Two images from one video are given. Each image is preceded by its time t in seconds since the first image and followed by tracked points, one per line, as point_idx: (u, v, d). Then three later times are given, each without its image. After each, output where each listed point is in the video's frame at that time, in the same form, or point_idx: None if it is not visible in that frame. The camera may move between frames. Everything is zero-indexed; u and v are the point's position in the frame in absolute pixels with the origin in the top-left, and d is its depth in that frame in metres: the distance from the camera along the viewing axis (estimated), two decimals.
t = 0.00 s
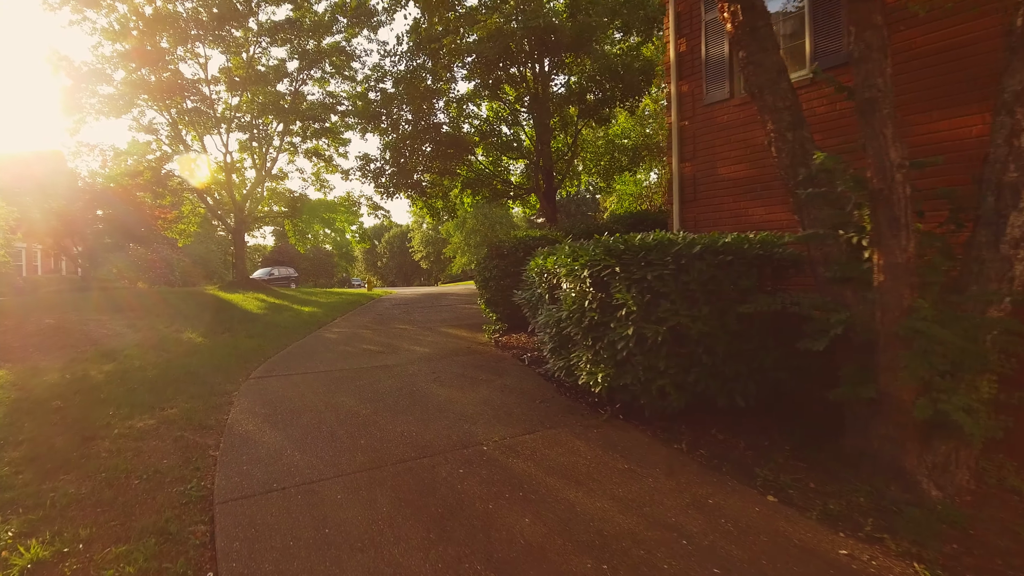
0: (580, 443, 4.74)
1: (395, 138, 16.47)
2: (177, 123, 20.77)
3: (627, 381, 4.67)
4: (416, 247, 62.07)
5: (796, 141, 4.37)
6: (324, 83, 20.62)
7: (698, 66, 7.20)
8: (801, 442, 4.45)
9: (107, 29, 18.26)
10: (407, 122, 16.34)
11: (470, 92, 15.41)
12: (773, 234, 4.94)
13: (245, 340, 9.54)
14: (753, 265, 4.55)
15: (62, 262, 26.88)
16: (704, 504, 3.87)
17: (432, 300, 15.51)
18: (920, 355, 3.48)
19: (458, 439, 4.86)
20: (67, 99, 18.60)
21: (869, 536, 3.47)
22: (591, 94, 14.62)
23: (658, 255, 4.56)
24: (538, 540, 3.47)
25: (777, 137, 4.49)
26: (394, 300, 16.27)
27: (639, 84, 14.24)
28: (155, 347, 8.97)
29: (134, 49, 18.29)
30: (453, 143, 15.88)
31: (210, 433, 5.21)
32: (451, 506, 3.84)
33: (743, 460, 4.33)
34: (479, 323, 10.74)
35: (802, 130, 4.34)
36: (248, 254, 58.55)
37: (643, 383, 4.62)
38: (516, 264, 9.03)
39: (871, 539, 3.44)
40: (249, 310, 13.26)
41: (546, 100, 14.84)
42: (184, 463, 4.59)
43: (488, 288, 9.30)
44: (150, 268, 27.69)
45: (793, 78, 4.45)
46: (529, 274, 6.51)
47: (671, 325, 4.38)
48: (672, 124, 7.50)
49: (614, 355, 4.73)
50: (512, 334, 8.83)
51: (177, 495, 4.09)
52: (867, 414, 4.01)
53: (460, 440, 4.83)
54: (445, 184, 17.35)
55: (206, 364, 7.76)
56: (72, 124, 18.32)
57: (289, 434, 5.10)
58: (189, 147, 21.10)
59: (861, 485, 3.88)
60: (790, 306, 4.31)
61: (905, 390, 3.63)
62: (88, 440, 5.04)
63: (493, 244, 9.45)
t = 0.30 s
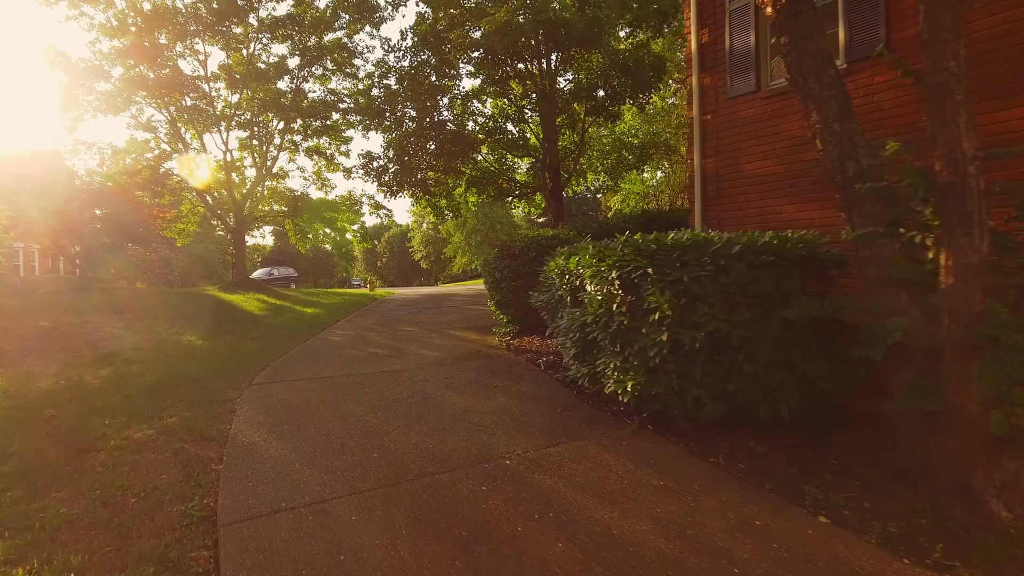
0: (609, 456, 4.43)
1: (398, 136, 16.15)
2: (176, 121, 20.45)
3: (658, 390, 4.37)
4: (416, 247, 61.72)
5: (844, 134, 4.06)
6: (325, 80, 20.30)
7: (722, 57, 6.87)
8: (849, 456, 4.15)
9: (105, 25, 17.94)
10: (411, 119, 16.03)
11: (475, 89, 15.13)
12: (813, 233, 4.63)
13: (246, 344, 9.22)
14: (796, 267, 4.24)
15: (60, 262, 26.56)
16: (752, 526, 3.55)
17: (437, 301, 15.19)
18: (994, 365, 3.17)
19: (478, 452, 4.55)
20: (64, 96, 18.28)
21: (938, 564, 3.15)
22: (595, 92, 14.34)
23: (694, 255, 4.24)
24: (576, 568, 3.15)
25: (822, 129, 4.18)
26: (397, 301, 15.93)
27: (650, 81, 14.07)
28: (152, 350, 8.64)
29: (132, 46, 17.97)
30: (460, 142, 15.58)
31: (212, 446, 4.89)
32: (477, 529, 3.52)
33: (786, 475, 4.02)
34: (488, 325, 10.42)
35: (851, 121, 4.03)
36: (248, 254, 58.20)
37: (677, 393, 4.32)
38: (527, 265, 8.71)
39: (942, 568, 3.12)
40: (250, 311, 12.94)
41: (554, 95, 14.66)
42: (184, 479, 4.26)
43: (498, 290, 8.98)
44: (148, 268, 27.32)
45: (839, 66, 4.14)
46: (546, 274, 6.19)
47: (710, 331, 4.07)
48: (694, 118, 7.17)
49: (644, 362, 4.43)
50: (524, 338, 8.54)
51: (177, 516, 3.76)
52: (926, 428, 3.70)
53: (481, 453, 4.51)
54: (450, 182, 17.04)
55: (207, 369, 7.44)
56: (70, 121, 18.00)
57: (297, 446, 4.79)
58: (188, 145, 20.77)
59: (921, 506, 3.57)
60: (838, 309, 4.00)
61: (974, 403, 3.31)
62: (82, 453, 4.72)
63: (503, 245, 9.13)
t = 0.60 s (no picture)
0: (640, 472, 4.13)
1: (399, 133, 15.83)
2: (171, 118, 20.08)
3: (694, 401, 4.08)
4: (412, 247, 61.33)
5: (897, 125, 3.78)
6: (323, 77, 19.97)
7: (745, 49, 6.61)
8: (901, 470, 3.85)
9: (98, 20, 17.56)
10: (412, 117, 15.72)
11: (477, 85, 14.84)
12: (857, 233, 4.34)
13: (245, 347, 8.89)
14: (844, 269, 3.94)
15: (52, 262, 26.12)
16: (806, 552, 3.24)
17: (440, 302, 14.87)
18: None
19: (500, 466, 4.24)
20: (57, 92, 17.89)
21: None
22: (600, 90, 14.06)
23: (734, 255, 3.95)
24: None
25: (872, 121, 3.89)
26: (398, 302, 15.60)
27: (657, 76, 13.80)
28: (148, 354, 8.31)
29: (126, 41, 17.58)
30: (462, 140, 15.24)
31: (213, 460, 4.56)
32: (506, 556, 3.21)
33: (836, 493, 3.73)
34: (495, 328, 10.11)
35: (904, 112, 3.75)
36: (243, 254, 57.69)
37: (715, 405, 4.02)
38: (537, 266, 8.42)
39: None
40: (249, 313, 12.60)
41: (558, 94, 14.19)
42: (183, 499, 3.93)
43: (506, 291, 8.68)
44: (142, 268, 26.87)
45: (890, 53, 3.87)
46: (564, 275, 5.89)
47: (752, 338, 3.78)
48: (715, 113, 6.91)
49: (678, 370, 4.14)
50: (535, 342, 8.25)
51: (175, 541, 3.43)
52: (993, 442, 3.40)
53: (503, 467, 4.21)
54: (451, 181, 16.72)
55: (205, 375, 7.12)
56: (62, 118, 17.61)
57: (304, 460, 4.47)
58: (183, 143, 20.41)
59: (989, 528, 3.27)
60: (892, 314, 3.71)
61: None
62: (72, 469, 4.38)
63: (512, 244, 8.83)
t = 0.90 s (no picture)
0: (676, 490, 3.84)
1: (399, 131, 15.49)
2: (163, 115, 19.65)
3: (735, 414, 3.80)
4: (406, 247, 60.90)
5: (958, 117, 3.51)
6: (319, 75, 19.61)
7: (769, 41, 6.33)
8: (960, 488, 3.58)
9: (89, 14, 17.12)
10: (412, 114, 15.38)
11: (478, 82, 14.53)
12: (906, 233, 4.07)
13: (243, 352, 8.54)
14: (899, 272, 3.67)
15: (41, 262, 25.57)
16: None
17: (440, 304, 14.53)
18: None
19: (525, 484, 3.94)
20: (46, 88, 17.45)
21: None
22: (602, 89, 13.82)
23: (780, 257, 3.66)
24: None
25: (929, 112, 3.62)
26: (397, 304, 15.26)
27: (663, 75, 13.61)
28: (141, 360, 7.94)
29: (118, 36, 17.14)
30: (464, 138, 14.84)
31: (214, 477, 4.24)
32: None
33: (893, 514, 3.44)
34: (501, 331, 9.80)
35: (966, 103, 3.48)
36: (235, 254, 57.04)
37: (759, 418, 3.74)
38: (546, 267, 8.11)
39: None
40: (245, 315, 12.23)
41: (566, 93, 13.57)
42: (183, 522, 3.61)
43: (514, 293, 8.37)
44: (134, 269, 26.40)
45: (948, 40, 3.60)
46: (582, 277, 5.59)
47: (803, 346, 3.49)
48: (736, 107, 6.64)
49: (717, 381, 3.87)
50: (545, 346, 7.95)
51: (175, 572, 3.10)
52: None
53: (528, 486, 3.90)
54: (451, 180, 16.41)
55: (202, 382, 6.76)
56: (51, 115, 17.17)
57: (313, 478, 4.15)
58: (176, 140, 19.98)
59: None
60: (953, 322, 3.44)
61: None
62: (61, 488, 4.04)
63: (520, 244, 8.52)
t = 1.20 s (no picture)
0: (721, 510, 3.55)
1: (399, 129, 15.15)
2: (156, 112, 19.22)
3: (785, 429, 3.51)
4: (400, 247, 60.48)
5: None
6: (315, 72, 19.25)
7: (796, 32, 6.07)
8: None
9: (79, 8, 16.67)
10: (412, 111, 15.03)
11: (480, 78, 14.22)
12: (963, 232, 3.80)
13: (242, 356, 8.20)
14: (963, 275, 3.40)
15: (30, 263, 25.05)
16: None
17: (442, 306, 14.20)
18: None
19: (557, 505, 3.64)
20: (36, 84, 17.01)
21: None
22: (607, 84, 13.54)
23: (837, 259, 3.38)
24: None
25: (996, 103, 3.35)
26: (397, 305, 14.91)
27: (669, 71, 13.36)
28: (135, 366, 7.58)
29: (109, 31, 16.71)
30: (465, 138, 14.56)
31: (218, 497, 3.92)
32: None
33: (962, 536, 3.17)
34: (508, 334, 9.49)
35: None
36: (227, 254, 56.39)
37: (813, 433, 3.46)
38: (558, 269, 7.81)
39: None
40: (241, 318, 11.87)
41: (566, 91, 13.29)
42: (185, 551, 3.28)
43: (525, 296, 8.07)
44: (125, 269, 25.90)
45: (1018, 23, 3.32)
46: (607, 279, 5.29)
47: (866, 356, 3.21)
48: (760, 102, 6.37)
49: (763, 393, 3.58)
50: (557, 351, 7.64)
51: None
52: None
53: (561, 507, 3.60)
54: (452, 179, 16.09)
55: (201, 390, 6.43)
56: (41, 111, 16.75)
57: (326, 497, 3.84)
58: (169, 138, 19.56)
59: None
60: None
61: None
62: (49, 511, 3.70)
63: (531, 243, 8.22)
